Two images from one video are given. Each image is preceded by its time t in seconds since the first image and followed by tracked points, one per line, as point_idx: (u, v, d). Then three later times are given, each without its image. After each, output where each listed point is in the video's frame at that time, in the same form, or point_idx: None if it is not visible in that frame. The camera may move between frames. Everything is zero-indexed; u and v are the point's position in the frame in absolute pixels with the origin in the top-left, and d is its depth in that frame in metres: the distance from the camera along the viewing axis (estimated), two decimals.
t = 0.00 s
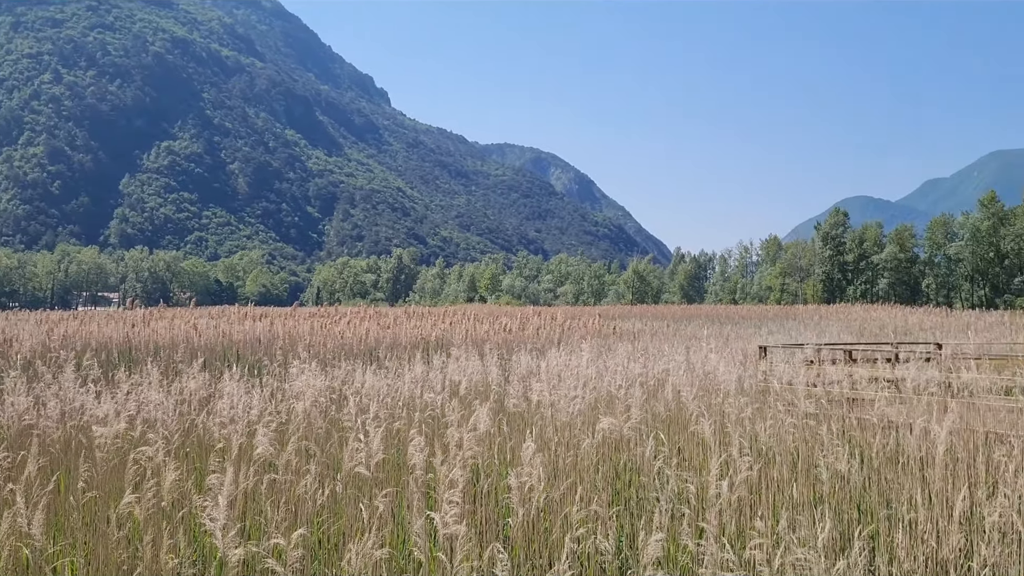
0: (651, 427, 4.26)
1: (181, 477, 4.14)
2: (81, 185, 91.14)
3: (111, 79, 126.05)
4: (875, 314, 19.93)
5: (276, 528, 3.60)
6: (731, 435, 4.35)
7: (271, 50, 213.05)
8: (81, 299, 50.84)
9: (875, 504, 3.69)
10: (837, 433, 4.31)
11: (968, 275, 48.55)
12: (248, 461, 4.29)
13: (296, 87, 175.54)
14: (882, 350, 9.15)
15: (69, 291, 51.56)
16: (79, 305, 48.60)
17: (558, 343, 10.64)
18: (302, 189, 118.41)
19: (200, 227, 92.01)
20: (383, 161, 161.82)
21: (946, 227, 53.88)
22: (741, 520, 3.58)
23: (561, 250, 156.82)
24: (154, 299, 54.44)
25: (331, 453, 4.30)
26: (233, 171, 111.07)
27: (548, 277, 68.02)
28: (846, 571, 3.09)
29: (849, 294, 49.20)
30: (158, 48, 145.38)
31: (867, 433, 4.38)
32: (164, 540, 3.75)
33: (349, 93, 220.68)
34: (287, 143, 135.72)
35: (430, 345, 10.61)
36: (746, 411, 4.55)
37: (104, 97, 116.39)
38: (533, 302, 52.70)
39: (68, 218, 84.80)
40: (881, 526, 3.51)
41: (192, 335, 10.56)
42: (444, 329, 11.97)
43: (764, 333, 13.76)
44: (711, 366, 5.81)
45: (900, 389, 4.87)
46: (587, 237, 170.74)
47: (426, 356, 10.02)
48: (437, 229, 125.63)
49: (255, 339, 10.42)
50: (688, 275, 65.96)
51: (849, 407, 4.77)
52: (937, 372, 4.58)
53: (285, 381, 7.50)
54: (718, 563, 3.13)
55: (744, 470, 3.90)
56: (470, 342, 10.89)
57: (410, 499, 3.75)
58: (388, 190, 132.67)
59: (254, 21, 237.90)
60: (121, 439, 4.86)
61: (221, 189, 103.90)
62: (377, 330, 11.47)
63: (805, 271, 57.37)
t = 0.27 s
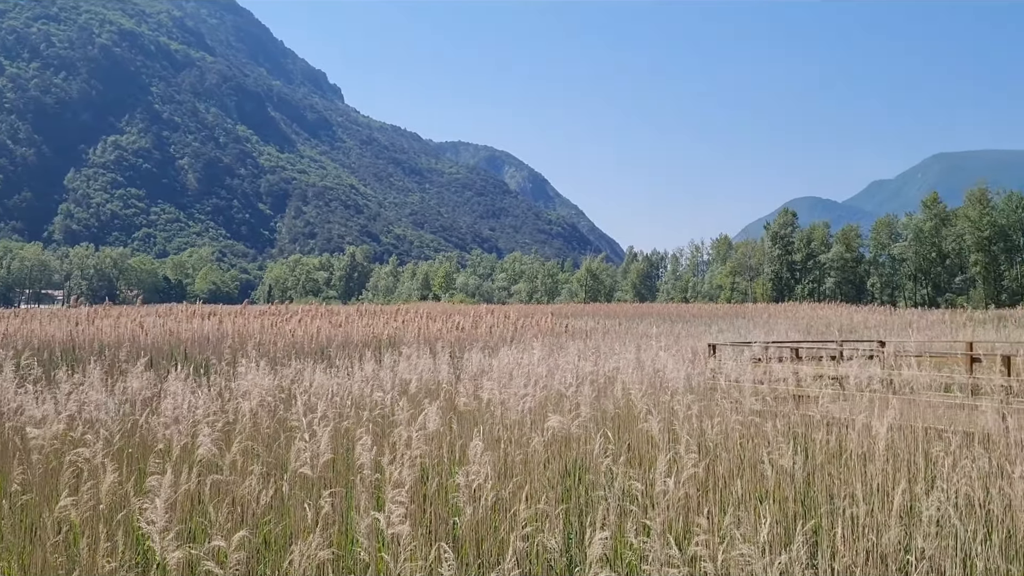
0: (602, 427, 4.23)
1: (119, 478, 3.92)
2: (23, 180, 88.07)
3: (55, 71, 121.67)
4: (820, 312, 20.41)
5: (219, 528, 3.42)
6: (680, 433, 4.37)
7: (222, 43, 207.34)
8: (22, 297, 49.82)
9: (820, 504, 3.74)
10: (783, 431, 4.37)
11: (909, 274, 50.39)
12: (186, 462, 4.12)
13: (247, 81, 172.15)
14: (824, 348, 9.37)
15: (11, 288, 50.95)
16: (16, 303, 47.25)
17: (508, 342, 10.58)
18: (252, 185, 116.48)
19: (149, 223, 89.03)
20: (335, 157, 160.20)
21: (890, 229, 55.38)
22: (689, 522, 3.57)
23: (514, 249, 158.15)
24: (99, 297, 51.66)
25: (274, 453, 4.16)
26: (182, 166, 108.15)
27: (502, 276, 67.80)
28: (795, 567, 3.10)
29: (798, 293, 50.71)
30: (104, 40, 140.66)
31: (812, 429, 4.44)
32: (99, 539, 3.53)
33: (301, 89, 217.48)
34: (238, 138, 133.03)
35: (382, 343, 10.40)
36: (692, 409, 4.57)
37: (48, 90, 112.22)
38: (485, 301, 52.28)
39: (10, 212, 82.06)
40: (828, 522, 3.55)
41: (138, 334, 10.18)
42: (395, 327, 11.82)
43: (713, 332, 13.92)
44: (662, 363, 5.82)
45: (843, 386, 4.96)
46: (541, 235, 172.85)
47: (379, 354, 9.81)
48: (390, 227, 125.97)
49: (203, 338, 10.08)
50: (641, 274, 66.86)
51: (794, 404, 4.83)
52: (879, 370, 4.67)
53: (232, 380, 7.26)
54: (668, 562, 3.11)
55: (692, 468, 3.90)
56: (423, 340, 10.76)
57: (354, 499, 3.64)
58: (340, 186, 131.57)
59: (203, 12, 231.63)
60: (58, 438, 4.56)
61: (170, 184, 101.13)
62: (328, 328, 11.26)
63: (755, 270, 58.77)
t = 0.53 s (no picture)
0: (559, 432, 4.24)
1: (66, 483, 3.80)
2: None
3: (11, 66, 119.33)
4: (777, 314, 20.79)
5: (168, 533, 3.34)
6: (640, 437, 4.40)
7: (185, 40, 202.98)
8: None
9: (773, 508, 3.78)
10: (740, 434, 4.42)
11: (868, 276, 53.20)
12: (139, 466, 4.02)
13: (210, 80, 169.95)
14: (779, 349, 9.57)
15: None
16: None
17: (472, 344, 10.50)
18: (215, 184, 115.30)
19: (108, 223, 86.92)
20: (299, 157, 159.28)
21: (849, 232, 56.86)
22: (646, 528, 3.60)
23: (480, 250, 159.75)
24: (56, 298, 49.28)
25: (229, 458, 4.09)
26: (143, 165, 106.09)
27: (465, 277, 67.43)
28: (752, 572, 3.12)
29: (760, 296, 51.46)
30: (63, 36, 137.47)
31: (769, 431, 4.51)
32: (44, 544, 3.42)
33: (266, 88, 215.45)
34: (200, 137, 131.10)
35: (344, 344, 10.20)
36: (652, 410, 4.60)
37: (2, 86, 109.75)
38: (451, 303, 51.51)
39: None
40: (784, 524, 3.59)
41: (95, 336, 9.93)
42: (358, 328, 11.71)
43: (671, 333, 14.06)
44: (622, 364, 5.85)
45: (799, 390, 5.04)
46: (505, 236, 175.77)
47: (341, 355, 9.62)
48: (355, 228, 125.93)
49: (162, 339, 9.82)
50: (604, 275, 67.04)
51: (751, 405, 4.90)
52: (832, 369, 4.75)
53: (190, 382, 7.13)
54: (624, 563, 3.11)
55: (650, 470, 3.93)
56: (387, 341, 10.68)
57: (308, 502, 3.58)
58: (304, 186, 130.56)
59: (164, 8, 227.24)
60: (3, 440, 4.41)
61: (130, 183, 99.17)
62: (289, 328, 11.09)
63: (716, 272, 59.65)
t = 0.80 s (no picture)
0: (526, 433, 4.31)
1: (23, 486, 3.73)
2: None
3: None
4: (752, 315, 21.02)
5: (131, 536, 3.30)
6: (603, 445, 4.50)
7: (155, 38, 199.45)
8: None
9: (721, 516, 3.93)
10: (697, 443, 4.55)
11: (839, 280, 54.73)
12: (98, 471, 3.98)
13: (182, 78, 168.47)
14: (747, 352, 9.73)
15: None
16: None
17: (443, 345, 10.43)
18: (187, 184, 114.47)
19: (78, 222, 85.35)
20: (272, 156, 159.02)
21: (820, 234, 60.82)
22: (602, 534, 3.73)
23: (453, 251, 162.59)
24: (23, 298, 47.66)
25: (191, 464, 4.04)
26: (113, 163, 104.55)
27: (440, 278, 67.57)
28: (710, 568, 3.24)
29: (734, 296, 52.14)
30: (30, 32, 135.14)
31: (731, 437, 4.65)
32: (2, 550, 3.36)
33: (239, 86, 214.00)
34: (172, 135, 129.61)
35: (314, 346, 10.01)
36: (618, 413, 4.67)
37: None
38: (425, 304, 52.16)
39: None
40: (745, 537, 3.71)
41: (60, 336, 9.65)
42: (329, 330, 11.57)
43: (644, 335, 14.09)
44: (590, 366, 5.91)
45: (764, 395, 5.16)
46: (480, 238, 178.95)
47: (313, 357, 9.45)
48: (329, 228, 126.39)
49: (128, 340, 9.60)
50: (579, 276, 67.62)
51: (712, 412, 5.01)
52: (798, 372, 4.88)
53: (156, 384, 7.00)
54: (583, 565, 3.18)
55: (609, 480, 4.02)
56: (360, 342, 10.55)
57: (269, 503, 3.61)
58: (277, 186, 130.57)
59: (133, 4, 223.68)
60: None
61: (100, 182, 97.80)
62: (262, 329, 10.91)
63: (690, 274, 60.77)
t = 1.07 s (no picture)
0: (497, 434, 4.32)
1: None
2: None
3: None
4: (726, 314, 21.17)
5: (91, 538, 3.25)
6: (573, 448, 4.54)
7: (127, 33, 196.54)
8: None
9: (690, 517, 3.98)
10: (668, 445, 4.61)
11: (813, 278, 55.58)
12: (61, 472, 3.92)
13: (155, 74, 166.85)
14: (720, 349, 9.81)
15: None
16: None
17: (418, 343, 10.38)
18: (160, 181, 113.37)
19: (49, 219, 83.92)
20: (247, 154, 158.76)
21: (794, 233, 61.51)
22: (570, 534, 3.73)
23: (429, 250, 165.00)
24: None
25: (156, 466, 3.96)
26: (85, 160, 103.11)
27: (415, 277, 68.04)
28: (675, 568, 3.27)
29: (707, 295, 55.16)
30: None
31: (701, 438, 4.75)
32: None
33: (212, 83, 212.25)
34: (145, 132, 128.12)
35: (287, 344, 9.90)
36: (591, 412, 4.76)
37: None
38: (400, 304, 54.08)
39: None
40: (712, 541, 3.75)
41: (26, 335, 9.45)
42: (303, 329, 11.45)
43: (619, 333, 14.08)
44: (562, 365, 5.94)
45: (735, 394, 5.26)
46: (455, 237, 182.01)
47: (287, 355, 9.37)
48: (303, 226, 127.62)
49: (98, 339, 9.42)
50: (554, 275, 67.60)
51: (684, 412, 5.10)
52: (769, 370, 5.01)
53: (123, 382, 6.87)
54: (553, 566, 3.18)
55: (579, 479, 4.03)
56: (334, 341, 10.42)
57: (233, 506, 3.56)
58: (252, 183, 131.25)
59: None
60: None
61: (71, 178, 96.50)
62: (233, 328, 10.71)
63: (665, 273, 60.96)
